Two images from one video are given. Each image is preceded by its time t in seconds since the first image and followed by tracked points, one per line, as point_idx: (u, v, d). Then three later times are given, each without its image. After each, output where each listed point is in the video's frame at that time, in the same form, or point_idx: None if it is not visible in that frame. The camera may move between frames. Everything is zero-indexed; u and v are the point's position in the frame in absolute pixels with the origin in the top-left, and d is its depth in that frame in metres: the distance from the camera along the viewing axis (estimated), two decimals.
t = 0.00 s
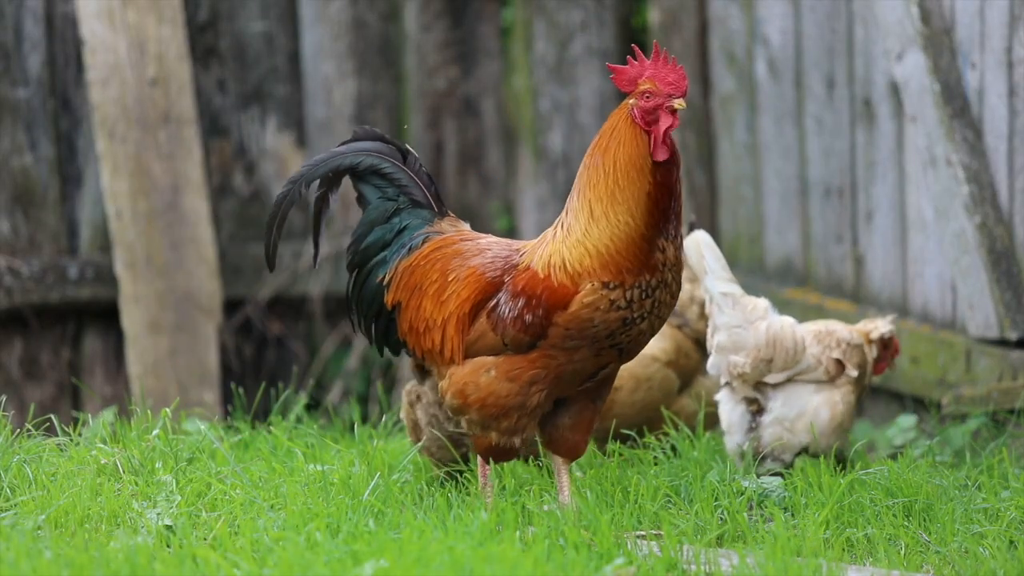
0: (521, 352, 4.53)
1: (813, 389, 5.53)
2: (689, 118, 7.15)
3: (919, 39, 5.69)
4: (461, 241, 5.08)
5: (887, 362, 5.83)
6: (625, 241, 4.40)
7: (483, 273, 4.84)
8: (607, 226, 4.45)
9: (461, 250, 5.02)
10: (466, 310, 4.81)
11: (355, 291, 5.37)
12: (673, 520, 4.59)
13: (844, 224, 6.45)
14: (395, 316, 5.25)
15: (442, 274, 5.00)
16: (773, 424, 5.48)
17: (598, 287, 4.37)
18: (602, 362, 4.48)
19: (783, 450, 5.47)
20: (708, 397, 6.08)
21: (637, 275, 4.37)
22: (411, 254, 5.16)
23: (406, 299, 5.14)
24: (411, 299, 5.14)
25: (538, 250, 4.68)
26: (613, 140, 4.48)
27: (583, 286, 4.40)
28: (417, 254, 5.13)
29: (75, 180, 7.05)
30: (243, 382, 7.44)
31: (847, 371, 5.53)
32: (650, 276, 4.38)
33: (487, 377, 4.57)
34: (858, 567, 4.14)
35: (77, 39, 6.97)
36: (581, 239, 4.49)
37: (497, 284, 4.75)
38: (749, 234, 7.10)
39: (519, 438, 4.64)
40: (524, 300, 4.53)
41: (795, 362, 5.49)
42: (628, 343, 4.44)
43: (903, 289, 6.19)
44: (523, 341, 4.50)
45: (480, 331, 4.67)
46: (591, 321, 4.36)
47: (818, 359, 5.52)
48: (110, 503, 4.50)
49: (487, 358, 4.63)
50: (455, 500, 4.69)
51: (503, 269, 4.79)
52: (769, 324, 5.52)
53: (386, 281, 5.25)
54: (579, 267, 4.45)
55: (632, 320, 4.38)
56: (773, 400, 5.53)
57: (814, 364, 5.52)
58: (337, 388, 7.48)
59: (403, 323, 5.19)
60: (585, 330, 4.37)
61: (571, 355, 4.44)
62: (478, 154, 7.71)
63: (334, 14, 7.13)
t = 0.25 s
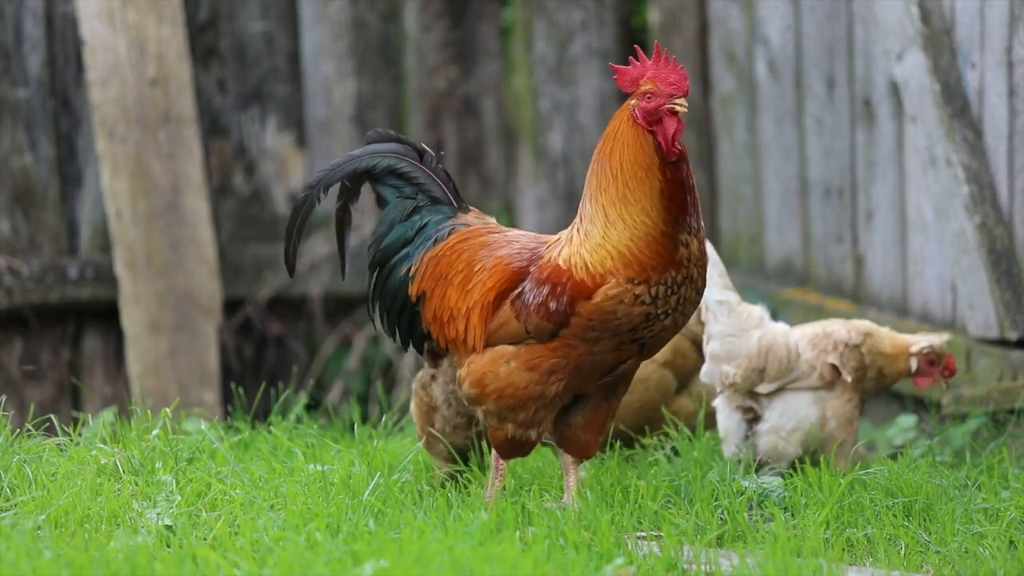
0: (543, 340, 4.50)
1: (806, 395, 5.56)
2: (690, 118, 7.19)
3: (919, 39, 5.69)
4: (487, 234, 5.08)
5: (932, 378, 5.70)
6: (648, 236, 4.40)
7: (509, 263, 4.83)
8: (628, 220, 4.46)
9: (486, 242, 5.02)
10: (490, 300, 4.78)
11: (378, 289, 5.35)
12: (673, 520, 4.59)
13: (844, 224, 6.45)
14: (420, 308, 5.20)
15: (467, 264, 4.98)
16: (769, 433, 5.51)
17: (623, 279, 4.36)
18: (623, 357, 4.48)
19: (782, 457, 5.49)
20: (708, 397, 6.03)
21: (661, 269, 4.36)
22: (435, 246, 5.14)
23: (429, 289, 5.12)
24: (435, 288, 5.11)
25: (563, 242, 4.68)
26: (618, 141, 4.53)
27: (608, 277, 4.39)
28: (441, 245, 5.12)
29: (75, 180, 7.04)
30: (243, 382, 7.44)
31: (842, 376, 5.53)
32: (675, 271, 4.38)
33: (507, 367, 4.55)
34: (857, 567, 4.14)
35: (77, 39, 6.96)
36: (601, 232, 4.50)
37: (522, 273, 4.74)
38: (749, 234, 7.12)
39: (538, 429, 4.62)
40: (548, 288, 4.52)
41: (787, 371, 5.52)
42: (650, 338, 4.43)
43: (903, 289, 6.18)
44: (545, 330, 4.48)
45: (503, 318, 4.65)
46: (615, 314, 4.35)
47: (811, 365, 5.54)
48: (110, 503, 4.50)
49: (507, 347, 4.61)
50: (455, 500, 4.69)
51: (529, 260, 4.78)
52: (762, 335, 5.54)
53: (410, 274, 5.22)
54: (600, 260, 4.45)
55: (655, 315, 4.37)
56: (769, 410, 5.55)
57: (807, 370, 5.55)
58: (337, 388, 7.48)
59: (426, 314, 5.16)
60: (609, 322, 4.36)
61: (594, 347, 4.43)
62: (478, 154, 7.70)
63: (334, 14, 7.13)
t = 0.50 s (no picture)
0: (562, 333, 4.51)
1: (809, 399, 5.59)
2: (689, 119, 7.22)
3: (919, 39, 5.68)
4: (504, 232, 5.09)
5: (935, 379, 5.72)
6: (669, 235, 4.41)
7: (528, 260, 4.84)
8: (644, 218, 4.47)
9: (504, 240, 5.02)
10: (510, 295, 4.79)
11: (391, 289, 5.34)
12: (674, 520, 4.59)
13: (844, 224, 6.45)
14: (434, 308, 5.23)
15: (485, 262, 4.98)
16: (766, 434, 5.53)
17: (644, 276, 4.36)
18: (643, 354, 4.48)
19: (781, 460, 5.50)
20: (708, 397, 6.02)
21: (681, 267, 4.36)
22: (453, 243, 5.15)
23: (446, 286, 5.13)
24: (451, 287, 5.11)
25: (582, 238, 4.69)
26: (627, 143, 4.55)
27: (629, 275, 4.40)
28: (459, 242, 5.12)
29: (75, 180, 7.04)
30: (243, 382, 7.44)
31: (847, 382, 5.54)
32: (695, 270, 4.38)
33: (525, 354, 4.54)
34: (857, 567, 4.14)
35: (77, 39, 6.96)
36: (616, 230, 4.52)
37: (542, 269, 4.75)
38: (749, 234, 7.06)
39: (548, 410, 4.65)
40: (569, 282, 4.53)
41: (788, 374, 5.55)
42: (669, 337, 4.44)
43: (903, 289, 6.18)
44: (565, 322, 4.49)
45: (523, 312, 4.67)
46: (636, 311, 4.35)
47: (817, 369, 5.57)
48: (110, 503, 4.50)
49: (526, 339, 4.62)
50: (455, 500, 4.69)
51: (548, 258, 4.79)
52: (765, 337, 5.57)
53: (425, 272, 5.22)
54: (618, 257, 4.46)
55: (676, 314, 4.38)
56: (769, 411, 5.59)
57: (812, 374, 5.58)
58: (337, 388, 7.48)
59: (442, 312, 5.17)
60: (630, 319, 4.37)
61: (614, 343, 4.44)
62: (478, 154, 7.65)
63: (334, 14, 7.13)
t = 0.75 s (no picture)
0: (576, 340, 4.52)
1: (836, 404, 5.55)
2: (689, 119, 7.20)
3: (919, 39, 5.69)
4: (508, 235, 5.06)
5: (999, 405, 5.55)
6: (674, 236, 4.39)
7: (534, 264, 4.82)
8: (647, 218, 4.46)
9: (509, 243, 5.00)
10: (518, 300, 4.78)
11: (393, 287, 5.35)
12: (674, 520, 4.59)
13: (844, 224, 6.44)
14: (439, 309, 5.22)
15: (490, 266, 4.96)
16: (788, 434, 5.52)
17: (654, 278, 4.36)
18: (656, 353, 4.50)
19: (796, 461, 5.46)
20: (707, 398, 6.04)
21: (689, 267, 4.35)
22: (455, 248, 5.12)
23: (452, 292, 5.11)
24: (457, 291, 5.09)
25: (586, 242, 4.68)
26: (628, 144, 4.53)
27: (638, 277, 4.39)
28: (462, 247, 5.10)
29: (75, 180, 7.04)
30: (243, 382, 7.44)
31: (873, 392, 5.45)
32: (703, 268, 4.37)
33: (547, 370, 4.58)
34: (857, 567, 4.14)
35: (77, 39, 6.96)
36: (622, 234, 4.51)
37: (548, 274, 4.74)
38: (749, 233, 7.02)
39: (592, 426, 4.58)
40: (577, 289, 4.52)
41: (815, 376, 5.53)
42: (682, 336, 4.45)
43: (903, 289, 6.17)
44: (578, 330, 4.49)
45: (533, 320, 4.65)
46: (648, 314, 4.35)
47: (846, 375, 5.51)
48: (110, 503, 4.50)
49: (542, 350, 4.63)
50: (455, 500, 4.69)
51: (553, 262, 4.77)
52: (797, 336, 5.57)
53: (428, 274, 5.20)
54: (627, 261, 4.45)
55: (688, 314, 4.38)
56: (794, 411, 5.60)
57: (839, 380, 5.53)
58: (338, 388, 7.47)
59: (448, 317, 5.16)
60: (643, 322, 4.37)
61: (627, 346, 4.44)
62: (478, 154, 7.68)
63: (334, 14, 7.12)
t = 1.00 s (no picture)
0: (579, 346, 4.51)
1: (856, 402, 5.54)
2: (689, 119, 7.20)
3: (919, 39, 5.69)
4: (507, 240, 5.04)
5: (1016, 408, 5.60)
6: (678, 239, 4.39)
7: (535, 270, 4.81)
8: (657, 220, 4.45)
9: (508, 250, 4.98)
10: (519, 308, 4.77)
11: (395, 291, 5.31)
12: (674, 520, 4.58)
13: (844, 224, 6.43)
14: (439, 316, 5.21)
15: (490, 274, 4.95)
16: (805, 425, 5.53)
17: (656, 282, 4.35)
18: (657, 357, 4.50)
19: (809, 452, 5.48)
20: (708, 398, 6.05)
21: (691, 270, 4.36)
22: (455, 255, 5.10)
23: (453, 299, 5.10)
24: (457, 299, 5.08)
25: (588, 248, 4.66)
26: (658, 140, 4.48)
27: (641, 281, 4.39)
28: (462, 254, 5.07)
29: (75, 180, 7.03)
30: (243, 382, 7.44)
31: (895, 394, 5.45)
32: (705, 272, 4.38)
33: (549, 377, 4.57)
34: (857, 567, 4.14)
35: (77, 39, 6.95)
36: (628, 239, 4.50)
37: (550, 280, 4.72)
38: (750, 234, 7.04)
39: (596, 432, 4.57)
40: (579, 296, 4.51)
41: (837, 371, 5.55)
42: (683, 339, 4.46)
43: (903, 289, 6.17)
44: (580, 336, 4.48)
45: (535, 327, 4.64)
46: (651, 319, 4.35)
47: (869, 374, 5.53)
48: (110, 503, 4.49)
49: (544, 357, 4.62)
50: (455, 500, 4.69)
51: (555, 268, 4.76)
52: (822, 330, 5.55)
53: (428, 281, 5.19)
54: (631, 267, 4.44)
55: (689, 318, 4.39)
56: (812, 402, 5.61)
57: (861, 378, 5.55)
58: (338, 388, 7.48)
59: (449, 324, 5.15)
60: (646, 327, 4.37)
61: (630, 351, 4.45)
62: (478, 154, 7.68)
63: (334, 14, 7.12)
